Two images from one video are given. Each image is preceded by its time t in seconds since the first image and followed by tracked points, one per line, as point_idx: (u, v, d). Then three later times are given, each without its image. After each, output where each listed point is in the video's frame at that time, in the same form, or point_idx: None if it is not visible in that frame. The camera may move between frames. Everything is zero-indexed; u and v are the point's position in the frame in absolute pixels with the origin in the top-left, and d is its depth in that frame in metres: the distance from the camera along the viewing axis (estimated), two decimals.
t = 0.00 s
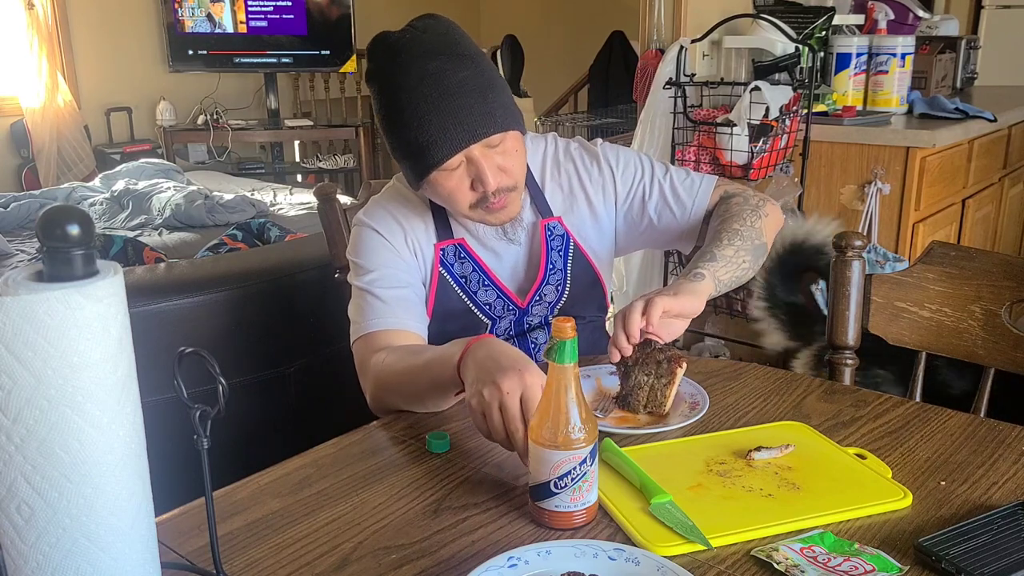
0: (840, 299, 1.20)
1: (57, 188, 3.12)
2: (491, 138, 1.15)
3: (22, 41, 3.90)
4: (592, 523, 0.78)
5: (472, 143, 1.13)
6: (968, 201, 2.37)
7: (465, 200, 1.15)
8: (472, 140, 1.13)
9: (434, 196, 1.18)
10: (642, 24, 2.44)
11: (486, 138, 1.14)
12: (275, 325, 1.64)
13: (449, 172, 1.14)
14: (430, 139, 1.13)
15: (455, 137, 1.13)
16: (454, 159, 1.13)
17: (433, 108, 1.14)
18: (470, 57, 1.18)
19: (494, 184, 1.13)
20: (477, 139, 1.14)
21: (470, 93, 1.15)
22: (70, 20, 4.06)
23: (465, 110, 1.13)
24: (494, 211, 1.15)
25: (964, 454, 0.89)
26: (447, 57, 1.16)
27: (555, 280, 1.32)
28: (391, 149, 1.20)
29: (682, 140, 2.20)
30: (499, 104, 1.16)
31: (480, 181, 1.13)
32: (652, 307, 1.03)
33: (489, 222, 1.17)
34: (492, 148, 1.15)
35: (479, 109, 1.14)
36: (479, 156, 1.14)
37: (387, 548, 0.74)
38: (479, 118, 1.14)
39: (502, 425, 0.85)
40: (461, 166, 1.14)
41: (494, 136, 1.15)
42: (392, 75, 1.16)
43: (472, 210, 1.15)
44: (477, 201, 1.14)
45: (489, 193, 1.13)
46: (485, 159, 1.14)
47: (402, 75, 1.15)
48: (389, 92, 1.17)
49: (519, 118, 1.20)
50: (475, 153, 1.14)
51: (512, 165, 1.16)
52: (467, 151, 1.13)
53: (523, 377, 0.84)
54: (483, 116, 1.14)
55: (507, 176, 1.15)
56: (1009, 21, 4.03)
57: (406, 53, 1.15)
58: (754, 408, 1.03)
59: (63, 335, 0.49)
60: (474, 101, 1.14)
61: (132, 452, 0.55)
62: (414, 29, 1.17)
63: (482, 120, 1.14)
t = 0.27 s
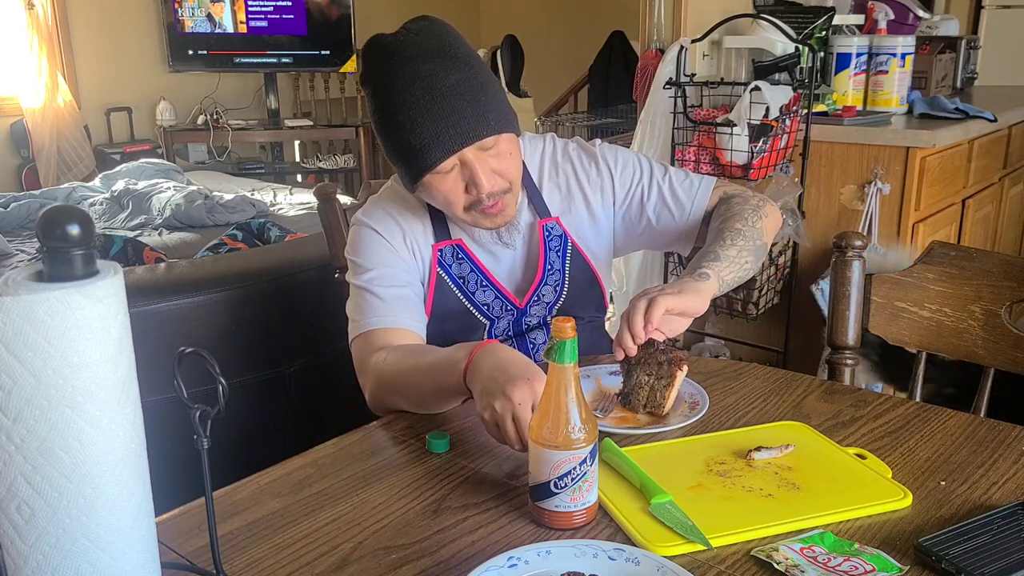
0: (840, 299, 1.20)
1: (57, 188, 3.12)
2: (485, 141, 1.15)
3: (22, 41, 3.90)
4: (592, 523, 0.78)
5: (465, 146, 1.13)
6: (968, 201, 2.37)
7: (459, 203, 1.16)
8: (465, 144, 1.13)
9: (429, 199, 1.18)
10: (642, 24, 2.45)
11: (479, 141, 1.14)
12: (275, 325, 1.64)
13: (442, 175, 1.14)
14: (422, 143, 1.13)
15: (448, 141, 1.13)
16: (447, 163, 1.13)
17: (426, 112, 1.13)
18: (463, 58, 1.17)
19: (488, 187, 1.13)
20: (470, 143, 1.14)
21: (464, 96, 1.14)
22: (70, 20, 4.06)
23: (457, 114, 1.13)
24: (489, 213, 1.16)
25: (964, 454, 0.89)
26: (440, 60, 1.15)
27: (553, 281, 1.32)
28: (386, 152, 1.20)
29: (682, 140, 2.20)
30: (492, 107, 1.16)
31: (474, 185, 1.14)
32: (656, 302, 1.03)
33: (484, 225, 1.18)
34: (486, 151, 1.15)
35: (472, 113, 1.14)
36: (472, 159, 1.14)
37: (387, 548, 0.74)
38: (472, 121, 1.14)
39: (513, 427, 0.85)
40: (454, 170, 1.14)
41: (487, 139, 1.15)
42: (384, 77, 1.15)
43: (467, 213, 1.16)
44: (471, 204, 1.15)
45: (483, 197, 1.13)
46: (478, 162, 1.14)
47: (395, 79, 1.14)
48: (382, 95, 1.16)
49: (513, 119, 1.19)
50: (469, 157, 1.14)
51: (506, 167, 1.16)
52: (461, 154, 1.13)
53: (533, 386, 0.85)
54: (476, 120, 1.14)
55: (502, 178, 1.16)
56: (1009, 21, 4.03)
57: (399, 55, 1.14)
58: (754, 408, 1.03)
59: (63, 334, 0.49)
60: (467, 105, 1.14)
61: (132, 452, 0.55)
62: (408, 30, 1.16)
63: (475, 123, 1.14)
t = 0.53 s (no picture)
0: (840, 299, 1.20)
1: (57, 188, 3.12)
2: (487, 145, 1.15)
3: (22, 41, 3.90)
4: (592, 523, 0.78)
5: (467, 151, 1.14)
6: (968, 201, 2.37)
7: (461, 207, 1.16)
8: (467, 149, 1.14)
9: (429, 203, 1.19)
10: (642, 24, 2.44)
11: (482, 146, 1.15)
12: (275, 325, 1.64)
13: (445, 179, 1.14)
14: (424, 149, 1.13)
15: (450, 146, 1.13)
16: (450, 168, 1.14)
17: (427, 117, 1.13)
18: (462, 62, 1.17)
19: (491, 190, 1.14)
20: (473, 147, 1.14)
21: (464, 101, 1.14)
22: (70, 20, 4.06)
23: (458, 119, 1.13)
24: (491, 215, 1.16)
25: (964, 454, 0.89)
26: (440, 64, 1.14)
27: (554, 281, 1.32)
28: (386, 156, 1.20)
29: (682, 140, 2.20)
30: (492, 111, 1.16)
31: (476, 188, 1.14)
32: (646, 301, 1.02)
33: (485, 226, 1.18)
34: (487, 155, 1.15)
35: (473, 118, 1.14)
36: (474, 163, 1.14)
37: (387, 549, 0.74)
38: (474, 126, 1.14)
39: (517, 428, 0.85)
40: (456, 174, 1.15)
41: (488, 143, 1.15)
42: (383, 82, 1.15)
43: (469, 216, 1.17)
44: (474, 207, 1.16)
45: (485, 199, 1.14)
46: (480, 166, 1.15)
47: (395, 83, 1.14)
48: (382, 99, 1.16)
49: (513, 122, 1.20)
50: (471, 160, 1.14)
51: (507, 169, 1.17)
52: (463, 159, 1.14)
53: (535, 385, 0.85)
54: (478, 124, 1.14)
55: (503, 181, 1.16)
56: (1009, 21, 4.03)
57: (399, 59, 1.13)
58: (754, 408, 1.03)
59: (64, 334, 0.49)
60: (468, 109, 1.14)
61: (132, 452, 0.55)
62: (406, 33, 1.16)
63: (477, 128, 1.14)
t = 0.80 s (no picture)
0: (840, 299, 1.20)
1: (57, 188, 3.12)
2: (484, 141, 1.15)
3: (22, 41, 3.90)
4: (592, 523, 0.78)
5: (462, 146, 1.14)
6: (968, 201, 2.37)
7: (454, 202, 1.16)
8: (463, 144, 1.13)
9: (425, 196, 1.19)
10: (642, 24, 2.44)
11: (478, 141, 1.14)
12: (275, 325, 1.64)
13: (439, 174, 1.14)
14: (420, 143, 1.14)
15: (446, 141, 1.13)
16: (444, 162, 1.14)
17: (424, 111, 1.13)
18: (462, 58, 1.17)
19: (485, 187, 1.14)
20: (469, 142, 1.14)
21: (462, 97, 1.14)
22: (70, 20, 4.06)
23: (455, 114, 1.13)
24: (484, 211, 1.16)
25: (964, 454, 0.89)
26: (440, 60, 1.15)
27: (553, 281, 1.32)
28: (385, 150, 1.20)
29: (682, 140, 2.20)
30: (490, 108, 1.16)
31: (470, 184, 1.14)
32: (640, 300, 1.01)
33: (477, 223, 1.18)
34: (483, 150, 1.15)
35: (470, 115, 1.14)
36: (470, 159, 1.14)
37: (386, 549, 0.74)
38: (471, 122, 1.14)
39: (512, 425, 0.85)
40: (451, 169, 1.14)
41: (485, 140, 1.15)
42: (383, 75, 1.15)
43: (460, 211, 1.17)
44: (467, 203, 1.15)
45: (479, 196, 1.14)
46: (475, 162, 1.14)
47: (394, 77, 1.14)
48: (381, 93, 1.16)
49: (512, 121, 1.19)
50: (466, 157, 1.14)
51: (502, 165, 1.16)
52: (458, 154, 1.14)
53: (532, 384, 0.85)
54: (475, 121, 1.14)
55: (498, 177, 1.16)
56: (1009, 21, 4.03)
57: (399, 53, 1.14)
58: (753, 408, 1.03)
59: (64, 334, 0.49)
60: (466, 105, 1.14)
61: (132, 452, 0.55)
62: (408, 28, 1.16)
63: (474, 124, 1.14)
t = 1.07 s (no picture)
0: (840, 299, 1.20)
1: (57, 188, 3.12)
2: (499, 134, 1.15)
3: (22, 41, 3.91)
4: (592, 523, 0.78)
5: (479, 135, 1.14)
6: (968, 201, 2.37)
7: (464, 192, 1.16)
8: (480, 134, 1.13)
9: (434, 182, 1.19)
10: (642, 24, 2.44)
11: (494, 134, 1.14)
12: (275, 325, 1.64)
13: (453, 163, 1.14)
14: (437, 129, 1.13)
15: (463, 128, 1.13)
16: (459, 150, 1.13)
17: (444, 98, 1.13)
18: (484, 51, 1.18)
19: (497, 179, 1.14)
20: (484, 133, 1.14)
21: (481, 88, 1.15)
22: (70, 20, 4.06)
23: (474, 103, 1.13)
24: (494, 204, 1.16)
25: (964, 454, 0.89)
26: (463, 50, 1.15)
27: (556, 279, 1.32)
28: (401, 138, 1.20)
29: (682, 140, 2.21)
30: (508, 102, 1.17)
31: (482, 176, 1.14)
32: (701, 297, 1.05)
33: (488, 215, 1.18)
34: (498, 144, 1.15)
35: (489, 106, 1.14)
36: (485, 151, 1.14)
37: (386, 548, 0.74)
38: (490, 113, 1.14)
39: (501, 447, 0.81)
40: (465, 159, 1.14)
41: (501, 132, 1.15)
42: (404, 60, 1.15)
43: (471, 203, 1.16)
44: (477, 194, 1.15)
45: (491, 188, 1.14)
46: (489, 154, 1.14)
47: (414, 62, 1.14)
48: (400, 79, 1.16)
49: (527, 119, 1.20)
50: (481, 149, 1.14)
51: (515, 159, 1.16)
52: (473, 144, 1.13)
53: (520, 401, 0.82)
54: (494, 112, 1.14)
55: (510, 171, 1.16)
56: (1009, 21, 4.03)
57: (422, 39, 1.14)
58: (753, 408, 1.03)
59: (64, 333, 0.49)
60: (485, 96, 1.14)
61: (132, 452, 0.55)
62: (432, 17, 1.17)
63: (493, 115, 1.14)
